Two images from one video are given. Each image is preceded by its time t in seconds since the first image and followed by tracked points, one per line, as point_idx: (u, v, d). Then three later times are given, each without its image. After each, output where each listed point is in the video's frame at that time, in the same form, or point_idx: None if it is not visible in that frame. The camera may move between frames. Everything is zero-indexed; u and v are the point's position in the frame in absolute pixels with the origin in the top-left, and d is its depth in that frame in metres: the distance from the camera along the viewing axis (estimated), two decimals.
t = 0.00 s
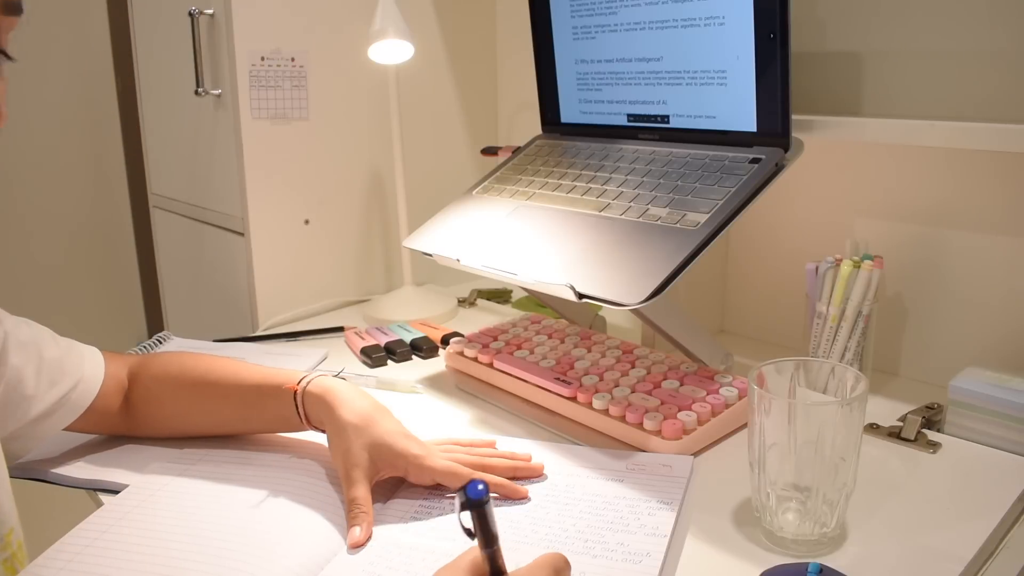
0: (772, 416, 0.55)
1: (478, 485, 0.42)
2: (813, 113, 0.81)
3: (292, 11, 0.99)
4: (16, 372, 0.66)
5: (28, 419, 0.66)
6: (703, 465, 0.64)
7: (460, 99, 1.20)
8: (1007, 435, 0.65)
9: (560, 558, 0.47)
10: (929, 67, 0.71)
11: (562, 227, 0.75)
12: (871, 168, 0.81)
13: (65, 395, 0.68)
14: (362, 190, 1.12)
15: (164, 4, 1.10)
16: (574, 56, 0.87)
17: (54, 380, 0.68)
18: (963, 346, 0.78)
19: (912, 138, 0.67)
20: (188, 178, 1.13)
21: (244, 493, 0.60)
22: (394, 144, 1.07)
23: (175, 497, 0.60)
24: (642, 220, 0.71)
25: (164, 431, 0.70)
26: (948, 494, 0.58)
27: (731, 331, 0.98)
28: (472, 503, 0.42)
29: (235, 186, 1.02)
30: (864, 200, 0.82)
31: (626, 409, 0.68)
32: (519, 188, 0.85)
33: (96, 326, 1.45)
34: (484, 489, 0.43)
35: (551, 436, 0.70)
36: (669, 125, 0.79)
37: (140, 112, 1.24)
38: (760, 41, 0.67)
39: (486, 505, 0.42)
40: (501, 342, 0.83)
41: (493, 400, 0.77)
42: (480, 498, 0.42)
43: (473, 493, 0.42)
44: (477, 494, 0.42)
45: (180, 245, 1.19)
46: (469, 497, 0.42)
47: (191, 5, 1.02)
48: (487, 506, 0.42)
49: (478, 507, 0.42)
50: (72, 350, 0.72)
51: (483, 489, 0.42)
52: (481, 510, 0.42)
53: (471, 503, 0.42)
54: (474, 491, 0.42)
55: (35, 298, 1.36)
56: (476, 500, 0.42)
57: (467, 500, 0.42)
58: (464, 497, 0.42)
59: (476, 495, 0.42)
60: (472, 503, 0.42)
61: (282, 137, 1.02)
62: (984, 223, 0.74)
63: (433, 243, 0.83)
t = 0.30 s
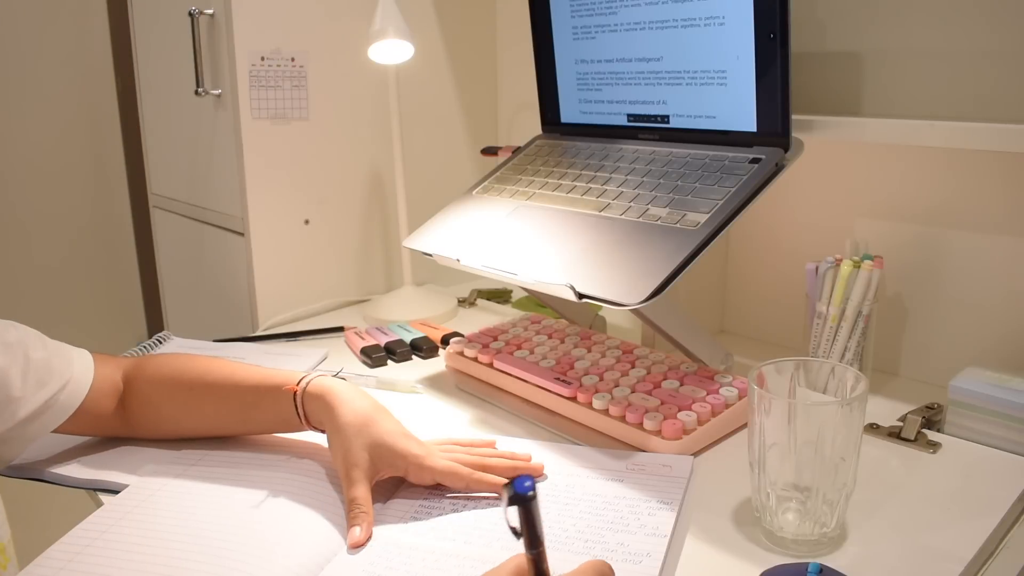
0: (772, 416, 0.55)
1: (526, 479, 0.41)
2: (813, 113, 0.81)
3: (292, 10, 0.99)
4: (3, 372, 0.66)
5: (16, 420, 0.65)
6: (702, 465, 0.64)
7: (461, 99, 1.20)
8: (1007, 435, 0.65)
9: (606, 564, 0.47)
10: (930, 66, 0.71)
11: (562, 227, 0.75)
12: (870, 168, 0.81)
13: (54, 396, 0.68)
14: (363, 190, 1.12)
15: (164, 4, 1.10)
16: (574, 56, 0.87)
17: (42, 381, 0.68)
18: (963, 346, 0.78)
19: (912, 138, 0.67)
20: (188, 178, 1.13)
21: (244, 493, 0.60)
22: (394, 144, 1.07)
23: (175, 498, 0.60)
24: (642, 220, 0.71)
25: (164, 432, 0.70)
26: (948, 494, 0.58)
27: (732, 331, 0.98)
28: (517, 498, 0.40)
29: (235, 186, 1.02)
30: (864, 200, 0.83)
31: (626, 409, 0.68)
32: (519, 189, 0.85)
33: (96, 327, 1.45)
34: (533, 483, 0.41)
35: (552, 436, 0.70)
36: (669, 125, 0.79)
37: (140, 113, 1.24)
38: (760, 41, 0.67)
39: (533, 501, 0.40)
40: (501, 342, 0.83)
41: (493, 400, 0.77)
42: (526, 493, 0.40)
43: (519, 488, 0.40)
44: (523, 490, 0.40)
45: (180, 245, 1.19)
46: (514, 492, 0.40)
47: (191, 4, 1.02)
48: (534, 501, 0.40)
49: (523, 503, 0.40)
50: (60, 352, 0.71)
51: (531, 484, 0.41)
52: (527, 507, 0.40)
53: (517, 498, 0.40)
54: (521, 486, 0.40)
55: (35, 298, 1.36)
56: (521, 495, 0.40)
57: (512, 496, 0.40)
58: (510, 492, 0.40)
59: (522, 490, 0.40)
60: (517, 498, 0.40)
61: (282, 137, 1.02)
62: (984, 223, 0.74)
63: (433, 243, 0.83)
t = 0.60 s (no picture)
0: (772, 416, 0.55)
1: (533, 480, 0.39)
2: (813, 113, 0.80)
3: (292, 10, 0.99)
4: None
5: (10, 420, 0.66)
6: (702, 465, 0.64)
7: (461, 99, 1.20)
8: (1007, 435, 0.65)
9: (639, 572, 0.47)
10: (929, 66, 0.71)
11: (562, 227, 0.75)
12: (870, 167, 0.81)
13: (47, 395, 0.68)
14: (363, 190, 1.12)
15: (164, 4, 1.10)
16: (574, 56, 0.87)
17: (35, 381, 0.68)
18: (962, 346, 0.78)
19: (912, 138, 0.67)
20: (188, 178, 1.13)
21: (244, 493, 0.60)
22: (394, 144, 1.07)
23: (176, 497, 0.60)
24: (642, 220, 0.71)
25: (164, 432, 0.70)
26: (948, 495, 0.58)
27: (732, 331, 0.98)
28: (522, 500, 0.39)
29: (235, 186, 1.02)
30: (864, 199, 0.83)
31: (626, 409, 0.68)
32: (518, 188, 0.85)
33: (96, 327, 1.45)
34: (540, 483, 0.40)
35: (552, 436, 0.70)
36: (669, 125, 0.79)
37: (140, 113, 1.24)
38: (760, 41, 0.67)
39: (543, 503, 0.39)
40: (501, 342, 0.83)
41: (493, 401, 0.77)
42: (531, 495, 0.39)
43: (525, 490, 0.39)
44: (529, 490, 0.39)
45: (180, 245, 1.19)
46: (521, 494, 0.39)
47: (191, 5, 1.02)
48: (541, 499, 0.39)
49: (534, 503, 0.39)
50: (53, 350, 0.71)
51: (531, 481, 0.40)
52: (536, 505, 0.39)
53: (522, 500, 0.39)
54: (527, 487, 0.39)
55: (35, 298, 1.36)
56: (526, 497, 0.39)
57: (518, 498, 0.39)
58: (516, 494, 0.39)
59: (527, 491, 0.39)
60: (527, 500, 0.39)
61: (282, 137, 1.02)
62: (984, 223, 0.74)
63: (433, 243, 0.83)
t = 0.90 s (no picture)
0: (772, 416, 0.55)
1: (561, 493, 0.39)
2: (813, 113, 0.80)
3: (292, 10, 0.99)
4: (25, 381, 0.66)
5: (37, 428, 0.66)
6: (702, 465, 0.64)
7: (460, 99, 1.20)
8: (1006, 435, 0.65)
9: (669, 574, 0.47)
10: (929, 66, 0.71)
11: (562, 227, 0.75)
12: (870, 168, 0.81)
13: (72, 403, 0.68)
14: (363, 190, 1.12)
15: (164, 4, 1.10)
16: (573, 56, 0.87)
17: (61, 387, 0.68)
18: (962, 346, 0.78)
19: (912, 139, 0.67)
20: (187, 178, 1.13)
21: (244, 493, 0.60)
22: (394, 144, 1.07)
23: (176, 497, 0.60)
24: (642, 220, 0.71)
25: (165, 433, 0.70)
26: (948, 495, 0.58)
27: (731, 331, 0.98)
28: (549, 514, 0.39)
29: (235, 186, 1.02)
30: (864, 200, 0.83)
31: (626, 409, 0.68)
32: (519, 189, 0.85)
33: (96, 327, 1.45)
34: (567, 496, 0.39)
35: (551, 436, 0.70)
36: (669, 125, 0.79)
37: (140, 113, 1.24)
38: (760, 41, 0.67)
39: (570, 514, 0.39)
40: (501, 342, 0.83)
41: (493, 400, 0.77)
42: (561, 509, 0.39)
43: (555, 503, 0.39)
44: (562, 505, 0.39)
45: (180, 245, 1.19)
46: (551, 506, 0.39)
47: (191, 5, 1.02)
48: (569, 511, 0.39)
49: (564, 517, 0.39)
50: (77, 355, 0.71)
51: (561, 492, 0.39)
52: (569, 519, 0.39)
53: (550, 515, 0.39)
54: (556, 501, 0.39)
55: (35, 299, 1.36)
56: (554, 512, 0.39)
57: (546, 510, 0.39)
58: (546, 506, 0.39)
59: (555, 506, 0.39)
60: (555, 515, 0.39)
61: (282, 137, 1.02)
62: (984, 222, 0.74)
63: (433, 243, 0.83)
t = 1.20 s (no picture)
0: (772, 416, 0.55)
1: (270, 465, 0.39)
2: (813, 113, 0.80)
3: (292, 10, 0.99)
4: (23, 379, 0.66)
5: (35, 425, 0.66)
6: (703, 465, 0.64)
7: (460, 98, 1.20)
8: (1006, 435, 0.65)
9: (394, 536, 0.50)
10: (929, 66, 0.71)
11: (562, 227, 0.75)
12: (870, 167, 0.81)
13: (70, 400, 0.68)
14: (363, 191, 1.12)
15: (164, 4, 1.10)
16: (574, 56, 0.87)
17: (60, 384, 0.68)
18: (962, 346, 0.78)
19: (912, 139, 0.67)
20: (187, 178, 1.13)
21: (244, 493, 0.60)
22: (394, 144, 1.07)
23: (176, 498, 0.60)
24: (642, 220, 0.71)
25: (166, 432, 0.70)
26: (948, 495, 0.58)
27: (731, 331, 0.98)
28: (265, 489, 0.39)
29: (235, 186, 1.02)
30: (864, 200, 0.83)
31: (626, 409, 0.68)
32: (519, 189, 0.85)
33: (96, 327, 1.45)
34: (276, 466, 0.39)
35: (551, 436, 0.70)
36: (669, 125, 0.79)
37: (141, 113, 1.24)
38: (760, 41, 0.67)
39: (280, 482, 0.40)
40: (501, 342, 0.83)
41: (493, 400, 0.77)
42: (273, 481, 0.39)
43: (266, 477, 0.39)
44: (271, 477, 0.39)
45: (180, 245, 1.20)
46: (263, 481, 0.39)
47: (191, 5, 1.02)
48: (279, 478, 0.40)
49: (275, 486, 0.40)
50: (76, 353, 0.72)
51: (270, 464, 0.39)
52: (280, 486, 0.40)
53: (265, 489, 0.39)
54: (266, 473, 0.39)
55: (35, 299, 1.36)
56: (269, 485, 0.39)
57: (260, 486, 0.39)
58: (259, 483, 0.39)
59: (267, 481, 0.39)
60: (266, 487, 0.39)
61: (282, 137, 1.02)
62: (984, 222, 0.74)
63: (433, 243, 0.83)
